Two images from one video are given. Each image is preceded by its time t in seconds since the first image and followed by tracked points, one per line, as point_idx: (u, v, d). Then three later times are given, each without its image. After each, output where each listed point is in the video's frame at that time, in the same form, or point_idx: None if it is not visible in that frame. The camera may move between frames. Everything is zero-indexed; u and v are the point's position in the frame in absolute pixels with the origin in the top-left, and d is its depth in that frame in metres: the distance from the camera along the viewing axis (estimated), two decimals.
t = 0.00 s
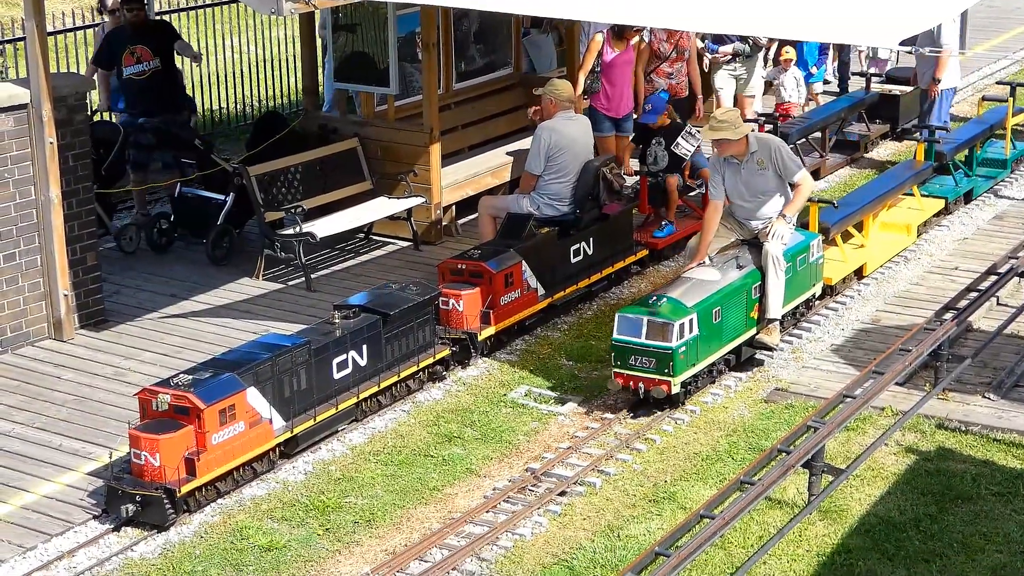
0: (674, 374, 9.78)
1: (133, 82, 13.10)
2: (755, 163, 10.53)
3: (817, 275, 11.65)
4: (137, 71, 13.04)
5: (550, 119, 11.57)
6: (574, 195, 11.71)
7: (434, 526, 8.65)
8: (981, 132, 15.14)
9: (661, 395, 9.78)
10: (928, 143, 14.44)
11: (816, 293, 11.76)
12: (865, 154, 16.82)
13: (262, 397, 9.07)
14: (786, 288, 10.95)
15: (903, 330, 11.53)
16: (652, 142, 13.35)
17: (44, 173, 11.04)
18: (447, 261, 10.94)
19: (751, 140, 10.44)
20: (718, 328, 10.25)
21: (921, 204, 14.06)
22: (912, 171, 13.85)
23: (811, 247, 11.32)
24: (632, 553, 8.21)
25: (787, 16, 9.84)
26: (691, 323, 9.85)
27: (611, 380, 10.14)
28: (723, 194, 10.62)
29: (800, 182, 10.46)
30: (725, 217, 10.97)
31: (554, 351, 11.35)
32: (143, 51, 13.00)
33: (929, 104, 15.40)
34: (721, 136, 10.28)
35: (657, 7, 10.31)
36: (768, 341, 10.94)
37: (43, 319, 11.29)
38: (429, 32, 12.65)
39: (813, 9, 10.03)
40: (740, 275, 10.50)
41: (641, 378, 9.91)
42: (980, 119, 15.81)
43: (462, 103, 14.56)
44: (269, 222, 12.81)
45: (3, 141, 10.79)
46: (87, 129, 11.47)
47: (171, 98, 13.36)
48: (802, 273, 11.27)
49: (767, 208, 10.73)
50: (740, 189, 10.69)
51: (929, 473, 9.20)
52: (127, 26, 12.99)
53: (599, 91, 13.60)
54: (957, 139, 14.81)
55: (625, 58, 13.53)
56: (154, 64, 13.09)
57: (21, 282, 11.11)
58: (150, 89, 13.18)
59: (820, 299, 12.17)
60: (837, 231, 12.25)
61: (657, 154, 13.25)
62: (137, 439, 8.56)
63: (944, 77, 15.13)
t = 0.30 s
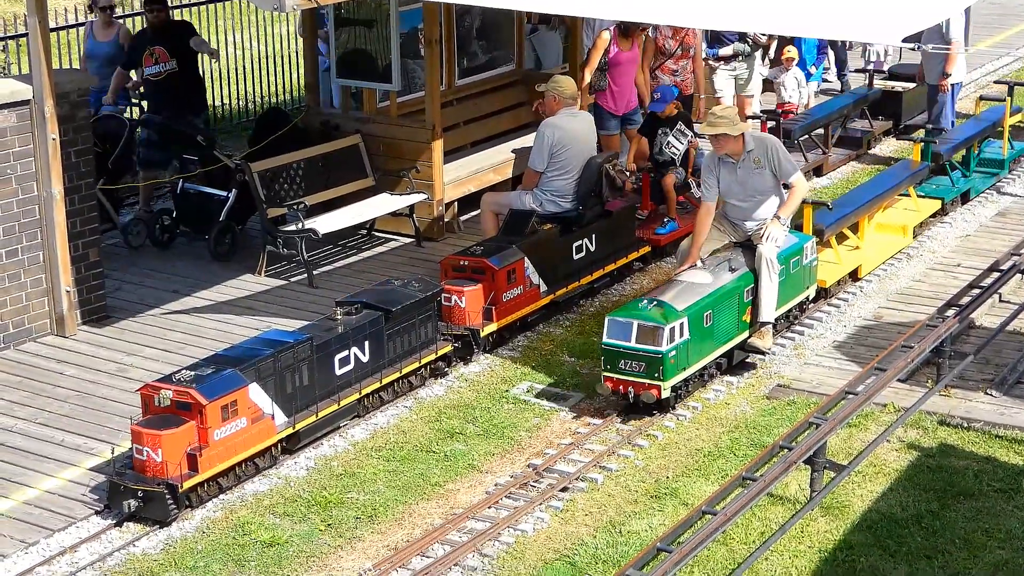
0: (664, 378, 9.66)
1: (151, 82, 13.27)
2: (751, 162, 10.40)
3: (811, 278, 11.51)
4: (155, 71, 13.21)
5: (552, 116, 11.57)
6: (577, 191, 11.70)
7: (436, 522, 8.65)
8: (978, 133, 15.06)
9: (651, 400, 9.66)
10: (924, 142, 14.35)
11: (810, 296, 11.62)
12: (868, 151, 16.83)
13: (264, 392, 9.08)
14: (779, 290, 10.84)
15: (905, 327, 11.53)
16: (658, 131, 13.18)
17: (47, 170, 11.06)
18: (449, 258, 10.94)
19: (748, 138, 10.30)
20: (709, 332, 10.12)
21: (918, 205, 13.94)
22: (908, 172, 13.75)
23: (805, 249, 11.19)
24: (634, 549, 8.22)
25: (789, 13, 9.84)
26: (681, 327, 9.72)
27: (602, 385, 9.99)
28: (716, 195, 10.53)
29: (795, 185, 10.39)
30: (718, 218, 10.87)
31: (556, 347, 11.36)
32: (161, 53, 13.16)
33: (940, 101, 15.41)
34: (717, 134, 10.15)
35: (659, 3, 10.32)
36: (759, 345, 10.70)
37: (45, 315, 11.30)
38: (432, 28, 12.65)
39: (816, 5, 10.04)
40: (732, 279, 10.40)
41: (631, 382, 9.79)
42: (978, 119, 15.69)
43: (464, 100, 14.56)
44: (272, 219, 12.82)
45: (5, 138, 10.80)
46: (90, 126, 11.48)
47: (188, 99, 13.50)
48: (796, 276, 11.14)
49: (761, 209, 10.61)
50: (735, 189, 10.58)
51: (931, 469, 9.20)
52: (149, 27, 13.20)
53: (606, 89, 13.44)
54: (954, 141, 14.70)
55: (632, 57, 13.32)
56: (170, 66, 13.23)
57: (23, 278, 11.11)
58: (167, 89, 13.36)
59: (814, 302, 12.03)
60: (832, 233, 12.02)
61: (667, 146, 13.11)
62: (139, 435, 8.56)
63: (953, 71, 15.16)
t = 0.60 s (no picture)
0: (652, 384, 9.55)
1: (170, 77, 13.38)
2: (745, 162, 10.31)
3: (802, 282, 11.37)
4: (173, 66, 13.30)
5: (556, 113, 11.57)
6: (579, 188, 11.68)
7: (438, 518, 8.65)
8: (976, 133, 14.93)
9: (639, 406, 9.56)
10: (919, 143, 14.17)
11: (802, 300, 11.49)
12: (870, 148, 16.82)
13: (266, 388, 9.08)
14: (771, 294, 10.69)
15: (907, 323, 11.53)
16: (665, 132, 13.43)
17: (49, 167, 11.06)
18: (451, 255, 10.94)
19: (741, 139, 10.23)
20: (698, 337, 9.99)
21: (913, 206, 13.79)
22: (904, 173, 13.60)
23: (796, 252, 11.06)
24: (636, 546, 8.22)
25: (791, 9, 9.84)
26: (670, 332, 9.60)
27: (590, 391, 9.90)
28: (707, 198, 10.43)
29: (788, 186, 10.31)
30: (710, 221, 10.81)
31: (558, 344, 11.36)
32: (183, 48, 13.25)
33: (943, 100, 15.41)
34: (713, 131, 10.07)
35: None
36: (751, 350, 10.68)
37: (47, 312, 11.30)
38: (434, 24, 12.65)
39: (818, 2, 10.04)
40: (723, 282, 10.26)
41: (620, 388, 9.68)
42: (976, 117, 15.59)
43: (466, 97, 14.55)
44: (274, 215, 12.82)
45: (7, 134, 10.78)
46: (92, 122, 11.47)
47: (204, 96, 13.51)
48: (787, 279, 11.01)
49: (754, 210, 10.58)
50: (728, 189, 10.51)
51: (933, 465, 9.20)
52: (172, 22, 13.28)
53: (615, 84, 13.21)
54: (950, 141, 14.61)
55: (645, 55, 13.16)
56: (190, 61, 13.32)
57: (25, 274, 11.12)
58: (186, 85, 13.43)
59: (807, 305, 11.94)
60: (824, 235, 11.89)
61: (670, 147, 13.36)
62: (141, 431, 8.56)
63: (954, 69, 15.09)
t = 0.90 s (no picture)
0: (639, 391, 9.36)
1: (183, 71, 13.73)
2: (738, 162, 10.09)
3: (795, 284, 11.20)
4: (185, 59, 13.67)
5: (559, 109, 11.51)
6: (583, 184, 11.64)
7: (440, 514, 8.66)
8: (971, 132, 14.71)
9: (626, 413, 9.37)
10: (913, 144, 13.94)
11: (794, 303, 11.32)
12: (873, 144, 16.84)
13: (269, 385, 9.09)
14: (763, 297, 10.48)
15: (910, 320, 11.52)
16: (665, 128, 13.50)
17: (51, 162, 11.06)
18: (453, 250, 10.91)
19: (734, 138, 9.99)
20: (686, 342, 9.79)
21: (907, 208, 13.58)
22: (898, 174, 13.43)
23: (788, 255, 10.87)
24: (638, 542, 8.23)
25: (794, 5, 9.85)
26: (658, 336, 9.41)
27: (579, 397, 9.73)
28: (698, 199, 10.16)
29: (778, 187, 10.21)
30: (699, 224, 10.51)
31: (560, 339, 11.36)
32: (193, 42, 13.62)
33: (943, 95, 15.44)
34: (707, 128, 9.84)
35: None
36: (741, 354, 10.43)
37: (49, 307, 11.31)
38: (435, 19, 12.65)
39: None
40: (712, 285, 10.04)
41: (606, 394, 9.50)
42: (971, 117, 15.40)
43: (468, 92, 14.55)
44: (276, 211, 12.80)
45: (10, 130, 10.79)
46: (95, 118, 11.47)
47: (213, 91, 13.83)
48: (779, 282, 10.84)
49: (745, 212, 10.32)
50: (720, 190, 10.25)
51: (935, 461, 9.20)
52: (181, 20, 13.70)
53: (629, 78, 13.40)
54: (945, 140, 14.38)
55: (660, 51, 13.25)
56: (198, 55, 13.63)
57: (28, 270, 11.13)
58: (195, 79, 13.76)
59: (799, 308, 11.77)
60: (817, 238, 11.70)
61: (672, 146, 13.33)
62: (144, 427, 8.58)
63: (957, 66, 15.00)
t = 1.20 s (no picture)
0: (626, 397, 9.22)
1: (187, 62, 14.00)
2: (727, 164, 10.01)
3: (785, 287, 11.07)
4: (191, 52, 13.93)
5: (563, 103, 11.51)
6: (586, 178, 11.66)
7: (443, 508, 8.67)
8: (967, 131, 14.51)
9: (612, 419, 9.25)
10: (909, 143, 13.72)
11: (785, 305, 11.19)
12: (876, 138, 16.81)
13: (272, 379, 9.10)
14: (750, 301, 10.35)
15: (913, 314, 11.51)
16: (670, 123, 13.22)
17: (54, 158, 11.05)
18: (456, 245, 10.94)
19: (725, 138, 9.93)
20: (674, 348, 9.66)
21: (902, 208, 13.39)
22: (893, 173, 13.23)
23: (778, 258, 10.74)
24: (641, 536, 8.22)
25: None
26: (645, 342, 9.28)
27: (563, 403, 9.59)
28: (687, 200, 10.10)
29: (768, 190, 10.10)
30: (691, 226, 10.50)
31: (562, 334, 11.37)
32: (197, 35, 13.90)
33: (949, 93, 15.39)
34: (695, 129, 9.79)
35: None
36: (730, 358, 10.38)
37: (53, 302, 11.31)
38: (438, 16, 12.65)
39: None
40: (702, 289, 9.92)
41: (592, 400, 9.36)
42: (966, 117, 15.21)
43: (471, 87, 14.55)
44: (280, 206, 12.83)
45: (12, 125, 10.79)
46: (98, 113, 11.47)
47: (217, 86, 14.09)
48: (768, 285, 10.70)
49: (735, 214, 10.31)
50: (710, 192, 10.19)
51: (938, 456, 9.20)
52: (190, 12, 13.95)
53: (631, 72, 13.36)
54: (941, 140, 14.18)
55: (662, 46, 13.22)
56: (202, 48, 13.90)
57: (31, 265, 11.14)
58: (199, 73, 14.01)
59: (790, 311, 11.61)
60: (809, 240, 11.52)
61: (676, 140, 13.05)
62: (147, 421, 8.59)
63: (961, 61, 15.01)
